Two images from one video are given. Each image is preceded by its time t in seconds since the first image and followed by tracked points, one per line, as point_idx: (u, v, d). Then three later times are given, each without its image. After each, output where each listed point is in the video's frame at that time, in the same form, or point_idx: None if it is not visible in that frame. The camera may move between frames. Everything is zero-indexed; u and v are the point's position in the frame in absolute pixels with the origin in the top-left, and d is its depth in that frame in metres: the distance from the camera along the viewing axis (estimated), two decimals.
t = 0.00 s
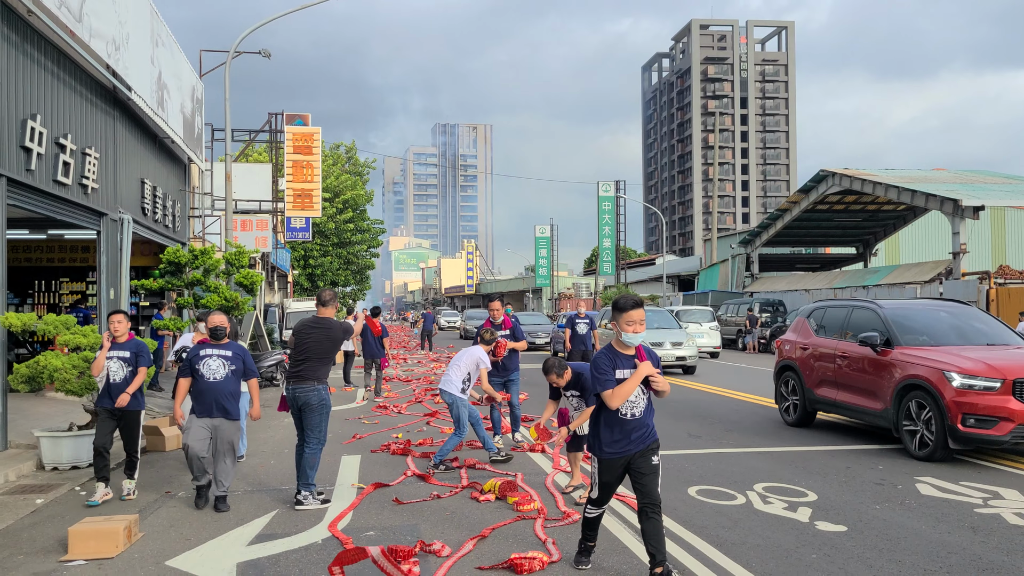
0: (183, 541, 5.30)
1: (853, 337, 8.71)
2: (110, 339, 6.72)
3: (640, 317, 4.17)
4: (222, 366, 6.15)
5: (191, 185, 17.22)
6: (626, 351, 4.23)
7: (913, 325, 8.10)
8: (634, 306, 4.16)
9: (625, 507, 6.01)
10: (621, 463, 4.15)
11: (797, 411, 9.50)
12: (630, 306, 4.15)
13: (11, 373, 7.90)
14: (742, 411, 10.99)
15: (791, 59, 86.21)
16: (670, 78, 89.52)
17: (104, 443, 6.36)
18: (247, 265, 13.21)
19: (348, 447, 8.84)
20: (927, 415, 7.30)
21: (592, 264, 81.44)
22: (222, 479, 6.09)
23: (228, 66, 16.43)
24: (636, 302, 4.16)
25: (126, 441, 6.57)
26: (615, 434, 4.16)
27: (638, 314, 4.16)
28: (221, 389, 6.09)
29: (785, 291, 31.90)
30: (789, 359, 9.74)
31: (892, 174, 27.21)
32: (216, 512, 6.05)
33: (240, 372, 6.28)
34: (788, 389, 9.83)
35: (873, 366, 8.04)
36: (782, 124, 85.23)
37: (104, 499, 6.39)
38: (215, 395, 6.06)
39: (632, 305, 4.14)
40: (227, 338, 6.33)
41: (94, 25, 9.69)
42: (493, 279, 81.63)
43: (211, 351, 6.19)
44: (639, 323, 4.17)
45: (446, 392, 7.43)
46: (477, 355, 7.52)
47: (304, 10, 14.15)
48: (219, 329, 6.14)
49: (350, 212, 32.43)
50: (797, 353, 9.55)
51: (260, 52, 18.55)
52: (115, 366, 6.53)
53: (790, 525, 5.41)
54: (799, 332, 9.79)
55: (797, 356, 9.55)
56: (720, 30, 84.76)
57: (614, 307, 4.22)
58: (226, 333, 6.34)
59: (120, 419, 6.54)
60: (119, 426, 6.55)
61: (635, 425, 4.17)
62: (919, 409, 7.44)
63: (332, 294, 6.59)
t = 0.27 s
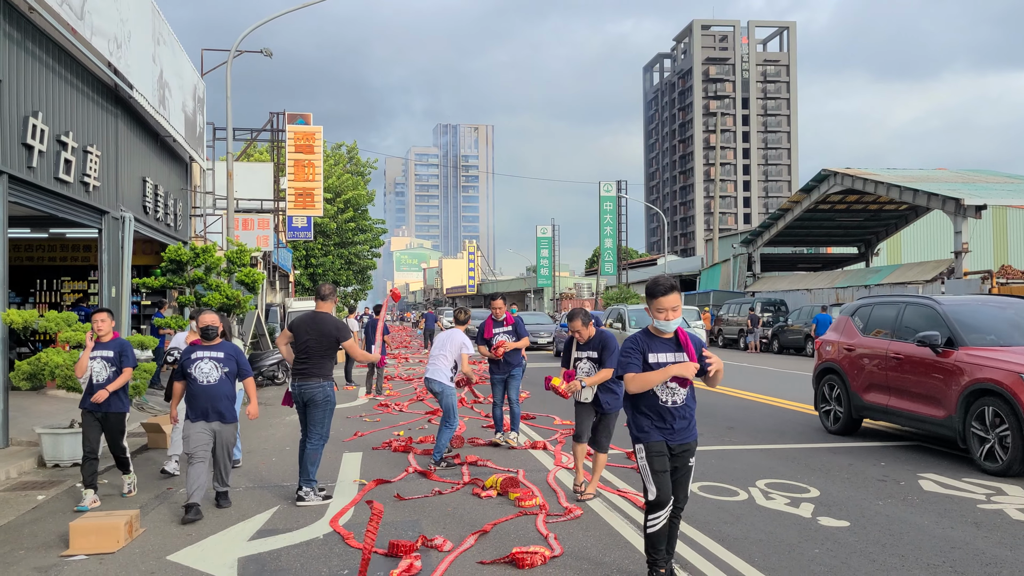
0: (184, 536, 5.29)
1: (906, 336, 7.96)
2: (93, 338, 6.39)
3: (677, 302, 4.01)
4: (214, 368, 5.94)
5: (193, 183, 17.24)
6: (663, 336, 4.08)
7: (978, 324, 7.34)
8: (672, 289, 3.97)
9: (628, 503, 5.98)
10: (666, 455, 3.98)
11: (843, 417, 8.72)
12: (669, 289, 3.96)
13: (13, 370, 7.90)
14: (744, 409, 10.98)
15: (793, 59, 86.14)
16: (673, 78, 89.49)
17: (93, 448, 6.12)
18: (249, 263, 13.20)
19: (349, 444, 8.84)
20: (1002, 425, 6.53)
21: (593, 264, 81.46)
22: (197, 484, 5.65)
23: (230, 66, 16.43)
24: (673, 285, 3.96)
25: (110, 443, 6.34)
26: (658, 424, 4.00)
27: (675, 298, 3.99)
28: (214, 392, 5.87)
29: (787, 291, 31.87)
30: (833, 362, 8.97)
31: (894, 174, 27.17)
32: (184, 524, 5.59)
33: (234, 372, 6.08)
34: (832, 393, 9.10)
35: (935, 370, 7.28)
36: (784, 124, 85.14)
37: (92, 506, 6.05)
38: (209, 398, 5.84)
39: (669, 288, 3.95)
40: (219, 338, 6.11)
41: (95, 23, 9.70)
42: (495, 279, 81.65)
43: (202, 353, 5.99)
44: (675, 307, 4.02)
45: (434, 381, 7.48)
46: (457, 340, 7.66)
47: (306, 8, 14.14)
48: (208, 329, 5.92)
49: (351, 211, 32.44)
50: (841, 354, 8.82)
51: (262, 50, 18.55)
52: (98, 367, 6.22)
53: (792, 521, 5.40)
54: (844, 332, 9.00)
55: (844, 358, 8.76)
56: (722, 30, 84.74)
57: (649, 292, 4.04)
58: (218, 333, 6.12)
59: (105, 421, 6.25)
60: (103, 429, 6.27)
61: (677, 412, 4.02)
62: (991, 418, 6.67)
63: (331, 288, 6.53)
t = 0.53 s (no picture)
0: (183, 534, 5.29)
1: (971, 337, 7.04)
2: (75, 334, 6.15)
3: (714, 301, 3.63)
4: (202, 364, 5.81)
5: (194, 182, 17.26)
6: (698, 340, 3.73)
7: None
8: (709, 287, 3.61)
9: (627, 501, 5.97)
10: (713, 475, 3.60)
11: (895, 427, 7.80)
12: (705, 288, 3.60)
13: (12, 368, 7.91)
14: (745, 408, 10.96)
15: (794, 59, 86.06)
16: (674, 78, 89.44)
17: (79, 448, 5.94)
18: (249, 262, 13.20)
19: (349, 443, 8.84)
20: None
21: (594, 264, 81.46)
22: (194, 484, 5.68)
23: (231, 65, 16.42)
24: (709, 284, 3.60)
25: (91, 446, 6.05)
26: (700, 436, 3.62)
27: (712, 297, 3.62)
28: (203, 389, 5.75)
29: (788, 290, 31.84)
30: (885, 365, 8.00)
31: (895, 173, 27.15)
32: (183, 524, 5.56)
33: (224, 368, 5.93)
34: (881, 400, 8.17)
35: (1007, 376, 6.39)
36: (785, 124, 85.07)
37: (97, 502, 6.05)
38: (197, 395, 5.72)
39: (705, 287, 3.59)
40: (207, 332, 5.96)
41: (95, 21, 9.70)
42: (496, 279, 81.66)
43: (189, 348, 5.85)
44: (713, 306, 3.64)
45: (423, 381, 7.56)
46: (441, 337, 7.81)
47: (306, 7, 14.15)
48: (196, 324, 5.77)
49: (352, 211, 32.45)
50: (894, 356, 7.87)
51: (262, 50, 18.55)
52: (82, 365, 6.04)
53: (791, 518, 5.39)
54: (895, 332, 8.07)
55: (896, 360, 7.84)
56: (723, 30, 84.71)
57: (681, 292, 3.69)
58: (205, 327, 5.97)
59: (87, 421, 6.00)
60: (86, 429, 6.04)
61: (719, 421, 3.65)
62: None
63: (329, 286, 6.57)
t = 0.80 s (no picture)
0: (182, 534, 5.30)
1: None
2: (63, 337, 6.10)
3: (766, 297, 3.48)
4: (199, 369, 5.55)
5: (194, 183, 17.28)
6: (744, 338, 3.52)
7: None
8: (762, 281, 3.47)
9: (626, 502, 5.98)
10: (740, 483, 3.41)
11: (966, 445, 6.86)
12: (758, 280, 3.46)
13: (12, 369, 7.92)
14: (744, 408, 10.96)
15: (794, 59, 86.09)
16: (674, 78, 89.44)
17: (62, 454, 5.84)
18: (249, 262, 13.20)
19: (348, 443, 8.86)
20: None
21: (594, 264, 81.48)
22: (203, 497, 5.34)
23: (230, 65, 16.42)
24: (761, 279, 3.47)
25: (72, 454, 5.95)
26: (734, 439, 3.40)
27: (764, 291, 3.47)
28: (198, 395, 5.46)
29: (788, 291, 31.85)
30: (953, 372, 7.08)
31: (895, 173, 27.17)
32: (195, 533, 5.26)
33: (220, 374, 5.66)
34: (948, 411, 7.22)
35: None
36: (785, 124, 85.07)
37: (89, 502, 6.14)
38: (192, 400, 5.44)
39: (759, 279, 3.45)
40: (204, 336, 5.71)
41: (95, 22, 9.70)
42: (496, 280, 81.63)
43: (186, 352, 5.60)
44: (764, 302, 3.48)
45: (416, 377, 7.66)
46: (433, 333, 7.83)
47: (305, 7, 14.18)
48: (193, 326, 5.52)
49: (352, 211, 32.46)
50: (965, 363, 6.92)
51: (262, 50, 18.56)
52: (70, 368, 5.98)
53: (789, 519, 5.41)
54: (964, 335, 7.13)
55: (967, 368, 6.89)
56: (723, 30, 84.76)
57: (730, 285, 3.55)
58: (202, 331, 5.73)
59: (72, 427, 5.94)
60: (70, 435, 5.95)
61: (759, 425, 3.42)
62: None
63: (327, 286, 6.55)
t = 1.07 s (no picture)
0: (182, 533, 5.30)
1: None
2: (53, 334, 5.93)
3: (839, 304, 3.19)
4: (197, 367, 5.35)
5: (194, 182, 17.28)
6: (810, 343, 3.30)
7: None
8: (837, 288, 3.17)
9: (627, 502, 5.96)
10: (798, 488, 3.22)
11: None
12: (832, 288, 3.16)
13: (13, 368, 7.90)
14: (744, 408, 10.96)
15: (795, 59, 86.10)
16: (675, 78, 89.42)
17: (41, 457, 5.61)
18: (249, 261, 13.19)
19: (349, 442, 8.85)
20: None
21: (595, 264, 81.48)
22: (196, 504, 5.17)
23: (231, 64, 16.37)
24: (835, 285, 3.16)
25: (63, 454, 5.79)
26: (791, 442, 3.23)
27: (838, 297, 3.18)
28: (196, 394, 5.28)
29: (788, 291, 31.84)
30: None
31: (895, 173, 27.17)
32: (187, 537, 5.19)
33: (220, 372, 5.45)
34: None
35: None
36: (786, 124, 85.05)
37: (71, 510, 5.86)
38: (190, 400, 5.26)
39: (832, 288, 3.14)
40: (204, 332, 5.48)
41: (95, 21, 9.69)
42: (496, 280, 81.67)
43: (185, 349, 5.40)
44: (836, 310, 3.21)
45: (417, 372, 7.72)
46: (435, 330, 7.83)
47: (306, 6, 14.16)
48: (190, 323, 5.32)
49: (352, 210, 32.46)
50: None
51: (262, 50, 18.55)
52: (60, 366, 5.79)
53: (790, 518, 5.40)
54: None
55: None
56: (724, 30, 84.80)
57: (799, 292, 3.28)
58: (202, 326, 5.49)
59: (62, 429, 5.75)
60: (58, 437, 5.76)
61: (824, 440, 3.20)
62: None
63: (327, 285, 6.52)
